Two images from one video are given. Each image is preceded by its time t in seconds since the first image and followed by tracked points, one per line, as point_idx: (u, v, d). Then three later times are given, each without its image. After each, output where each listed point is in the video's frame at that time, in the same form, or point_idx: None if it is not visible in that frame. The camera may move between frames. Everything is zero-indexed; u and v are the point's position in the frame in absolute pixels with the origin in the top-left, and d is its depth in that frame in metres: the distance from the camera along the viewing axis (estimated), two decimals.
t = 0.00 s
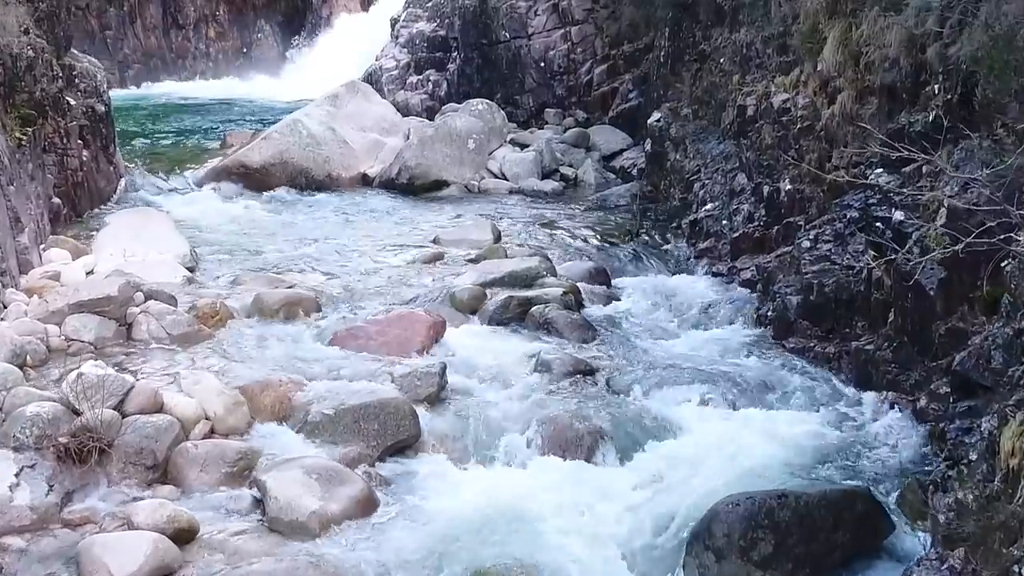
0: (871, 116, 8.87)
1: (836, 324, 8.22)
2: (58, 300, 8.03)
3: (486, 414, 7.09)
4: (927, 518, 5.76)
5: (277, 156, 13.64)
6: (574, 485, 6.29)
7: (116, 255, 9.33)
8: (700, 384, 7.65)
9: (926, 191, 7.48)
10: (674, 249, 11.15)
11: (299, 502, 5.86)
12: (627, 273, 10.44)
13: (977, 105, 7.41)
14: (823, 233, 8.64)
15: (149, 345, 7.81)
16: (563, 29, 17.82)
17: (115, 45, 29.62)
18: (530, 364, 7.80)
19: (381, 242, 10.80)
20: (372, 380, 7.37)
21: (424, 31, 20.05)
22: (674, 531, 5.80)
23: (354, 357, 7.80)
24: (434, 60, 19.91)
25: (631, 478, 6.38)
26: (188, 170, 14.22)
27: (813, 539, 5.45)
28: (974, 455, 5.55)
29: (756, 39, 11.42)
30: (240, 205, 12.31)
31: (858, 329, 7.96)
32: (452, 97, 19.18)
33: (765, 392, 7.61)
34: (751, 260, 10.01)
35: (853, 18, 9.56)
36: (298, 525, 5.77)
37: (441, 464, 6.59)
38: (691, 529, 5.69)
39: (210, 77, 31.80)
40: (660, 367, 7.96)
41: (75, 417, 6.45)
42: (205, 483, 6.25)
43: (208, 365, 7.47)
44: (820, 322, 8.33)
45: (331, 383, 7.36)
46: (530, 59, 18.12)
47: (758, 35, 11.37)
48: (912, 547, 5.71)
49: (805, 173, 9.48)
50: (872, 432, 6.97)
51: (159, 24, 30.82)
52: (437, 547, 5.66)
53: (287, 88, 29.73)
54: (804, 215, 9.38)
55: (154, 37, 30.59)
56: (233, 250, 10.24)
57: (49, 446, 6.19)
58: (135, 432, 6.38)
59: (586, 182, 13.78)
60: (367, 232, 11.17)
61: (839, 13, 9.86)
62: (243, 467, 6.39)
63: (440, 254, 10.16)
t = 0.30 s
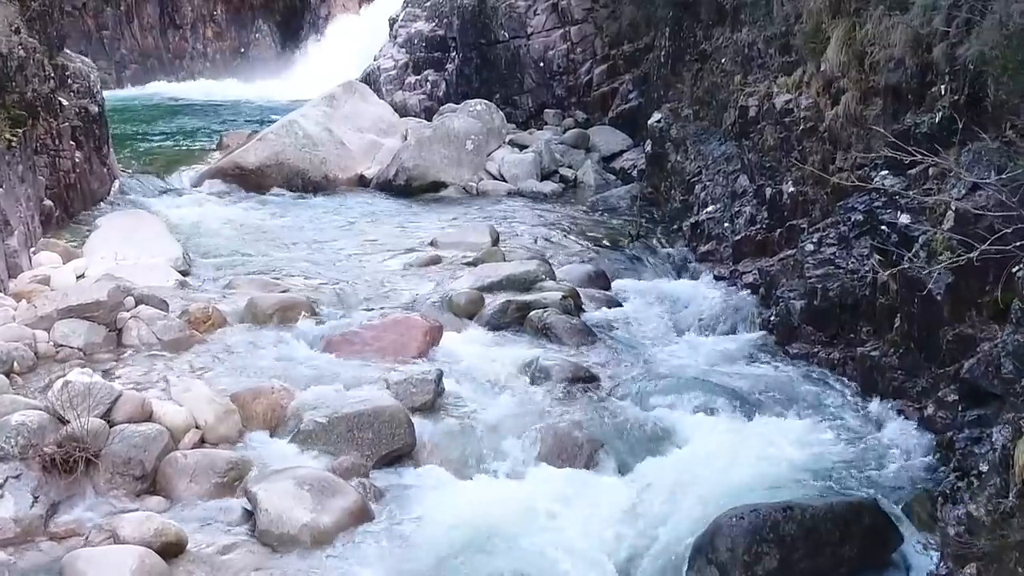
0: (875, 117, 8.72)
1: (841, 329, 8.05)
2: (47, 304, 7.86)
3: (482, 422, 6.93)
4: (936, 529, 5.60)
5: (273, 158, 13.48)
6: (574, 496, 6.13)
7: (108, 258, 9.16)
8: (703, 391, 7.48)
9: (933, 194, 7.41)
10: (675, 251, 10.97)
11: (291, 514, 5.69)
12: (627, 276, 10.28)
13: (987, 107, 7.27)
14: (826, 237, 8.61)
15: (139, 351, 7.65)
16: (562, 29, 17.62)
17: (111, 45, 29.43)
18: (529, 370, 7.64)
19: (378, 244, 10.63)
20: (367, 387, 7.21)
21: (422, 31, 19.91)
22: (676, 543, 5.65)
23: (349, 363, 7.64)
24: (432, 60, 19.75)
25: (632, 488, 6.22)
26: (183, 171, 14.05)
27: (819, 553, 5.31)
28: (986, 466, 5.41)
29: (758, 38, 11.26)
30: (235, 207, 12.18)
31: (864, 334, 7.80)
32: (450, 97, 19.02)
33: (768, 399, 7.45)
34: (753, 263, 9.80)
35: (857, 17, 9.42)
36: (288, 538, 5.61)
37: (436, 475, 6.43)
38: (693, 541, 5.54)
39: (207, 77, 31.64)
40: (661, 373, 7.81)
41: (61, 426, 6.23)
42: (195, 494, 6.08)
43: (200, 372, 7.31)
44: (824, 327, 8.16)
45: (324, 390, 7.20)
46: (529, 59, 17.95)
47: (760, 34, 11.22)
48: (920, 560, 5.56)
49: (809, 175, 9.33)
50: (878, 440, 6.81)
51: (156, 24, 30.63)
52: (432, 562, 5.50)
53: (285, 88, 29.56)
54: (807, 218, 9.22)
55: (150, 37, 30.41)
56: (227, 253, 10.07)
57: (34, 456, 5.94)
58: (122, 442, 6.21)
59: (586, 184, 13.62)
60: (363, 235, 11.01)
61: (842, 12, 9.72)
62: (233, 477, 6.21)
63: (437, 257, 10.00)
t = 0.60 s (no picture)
0: (882, 118, 8.54)
1: (848, 334, 7.86)
2: (35, 309, 7.67)
3: (481, 431, 6.75)
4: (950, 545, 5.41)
5: (269, 159, 13.30)
6: (574, 508, 5.94)
7: (98, 262, 8.96)
8: (707, 398, 7.29)
9: (942, 197, 7.25)
10: (678, 254, 10.78)
11: (282, 528, 5.48)
12: (628, 280, 10.09)
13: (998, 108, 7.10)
14: (833, 239, 8.44)
15: (129, 357, 7.45)
16: (562, 29, 17.39)
17: (108, 45, 29.27)
18: (528, 377, 7.44)
19: (375, 248, 10.44)
20: (362, 395, 7.01)
21: (421, 31, 19.74)
22: (680, 558, 5.46)
23: (344, 370, 7.45)
24: (431, 60, 19.59)
25: (635, 500, 6.04)
26: (178, 173, 13.86)
27: (829, 571, 5.13)
28: (1003, 479, 5.23)
29: (761, 37, 11.08)
30: (230, 208, 12.03)
31: (872, 340, 7.61)
32: (449, 98, 18.84)
33: (774, 405, 7.25)
34: (757, 266, 9.60)
35: (863, 16, 9.25)
36: (279, 554, 5.40)
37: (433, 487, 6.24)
38: (699, 557, 5.36)
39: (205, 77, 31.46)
40: (665, 380, 7.62)
41: (47, 436, 6.05)
42: (184, 507, 5.88)
43: (191, 380, 7.11)
44: (830, 332, 7.97)
45: (318, 398, 7.00)
46: (529, 59, 17.75)
47: (763, 33, 11.03)
48: None
49: (814, 177, 9.16)
50: (886, 450, 6.62)
51: (153, 24, 30.50)
52: None
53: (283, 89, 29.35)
54: (813, 221, 9.03)
55: (148, 37, 30.26)
56: (222, 257, 9.88)
57: (19, 468, 5.79)
58: (109, 453, 6.01)
59: (586, 186, 13.43)
60: (360, 237, 10.82)
61: (848, 11, 9.56)
62: (224, 490, 6.02)
63: (435, 260, 9.80)
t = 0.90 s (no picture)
0: (890, 118, 8.38)
1: (855, 339, 7.69)
2: (24, 314, 7.49)
3: (481, 439, 6.57)
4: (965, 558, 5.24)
5: (266, 159, 13.13)
6: (577, 519, 5.77)
7: (91, 264, 8.78)
8: (711, 404, 7.12)
9: (952, 198, 7.09)
10: (681, 256, 10.60)
11: (275, 540, 5.30)
12: (630, 282, 9.91)
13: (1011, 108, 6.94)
14: (839, 242, 8.29)
15: (120, 363, 7.28)
16: (563, 27, 17.17)
17: (105, 45, 29.12)
18: (529, 382, 7.26)
19: (373, 249, 10.27)
20: (358, 402, 6.84)
21: (420, 30, 19.59)
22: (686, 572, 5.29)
23: (341, 376, 7.27)
24: (431, 60, 19.44)
25: (639, 511, 5.86)
26: (173, 173, 13.69)
27: None
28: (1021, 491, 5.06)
29: (766, 36, 10.90)
30: (227, 209, 11.88)
31: (880, 344, 7.44)
32: (448, 97, 18.67)
33: (780, 411, 7.08)
34: (762, 268, 9.42)
35: (870, 14, 9.08)
36: (272, 568, 5.22)
37: (431, 496, 6.06)
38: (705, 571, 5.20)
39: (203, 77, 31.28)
40: (669, 385, 7.44)
41: (33, 445, 5.88)
42: (174, 518, 5.69)
43: (182, 387, 6.93)
44: (838, 336, 7.80)
45: (313, 405, 6.83)
46: (529, 59, 17.54)
47: (768, 32, 10.87)
48: None
49: (820, 177, 8.99)
50: (897, 459, 6.45)
51: (151, 23, 30.35)
52: None
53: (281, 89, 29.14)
54: (819, 223, 8.86)
55: (145, 37, 30.12)
56: (218, 259, 9.72)
57: (5, 478, 5.63)
58: (98, 462, 5.82)
59: (587, 186, 13.25)
60: (357, 239, 10.65)
61: (855, 9, 9.39)
62: (216, 500, 5.84)
63: (434, 262, 9.63)
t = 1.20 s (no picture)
0: (900, 118, 8.19)
1: (866, 345, 7.48)
2: (13, 319, 7.28)
3: (481, 449, 6.37)
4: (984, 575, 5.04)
5: (263, 160, 12.93)
6: (581, 532, 5.58)
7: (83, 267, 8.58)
8: (719, 413, 6.92)
9: (966, 200, 6.90)
10: (685, 258, 10.38)
11: (268, 556, 5.09)
12: (634, 286, 9.70)
13: None
14: (849, 245, 8.12)
15: (111, 370, 7.08)
16: (564, 26, 16.93)
17: (102, 44, 28.91)
18: (531, 391, 7.06)
19: (372, 252, 10.07)
20: (355, 411, 6.65)
21: (420, 29, 19.42)
22: None
23: (337, 384, 7.08)
24: (430, 59, 19.26)
25: (645, 524, 5.67)
26: (169, 174, 13.49)
27: None
28: None
29: (771, 34, 10.72)
30: (223, 210, 11.69)
31: (891, 351, 7.23)
32: (448, 97, 18.46)
33: (790, 421, 6.88)
34: (768, 271, 9.21)
35: (879, 11, 8.94)
36: None
37: (430, 508, 5.86)
38: None
39: (201, 77, 31.05)
40: (674, 393, 7.24)
41: (19, 456, 5.68)
42: (164, 532, 5.47)
43: (174, 394, 6.74)
44: (847, 342, 7.59)
45: (309, 414, 6.64)
46: (530, 58, 17.25)
47: (773, 31, 10.68)
48: None
49: (828, 179, 8.80)
50: (911, 471, 6.25)
51: (148, 22, 30.15)
52: None
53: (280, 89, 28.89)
54: (827, 225, 8.66)
55: (143, 36, 29.92)
56: (213, 262, 9.53)
57: None
58: (85, 474, 5.63)
59: (590, 188, 13.06)
60: (355, 241, 10.45)
61: (863, 7, 9.24)
62: (208, 514, 5.61)
63: (434, 265, 9.43)
